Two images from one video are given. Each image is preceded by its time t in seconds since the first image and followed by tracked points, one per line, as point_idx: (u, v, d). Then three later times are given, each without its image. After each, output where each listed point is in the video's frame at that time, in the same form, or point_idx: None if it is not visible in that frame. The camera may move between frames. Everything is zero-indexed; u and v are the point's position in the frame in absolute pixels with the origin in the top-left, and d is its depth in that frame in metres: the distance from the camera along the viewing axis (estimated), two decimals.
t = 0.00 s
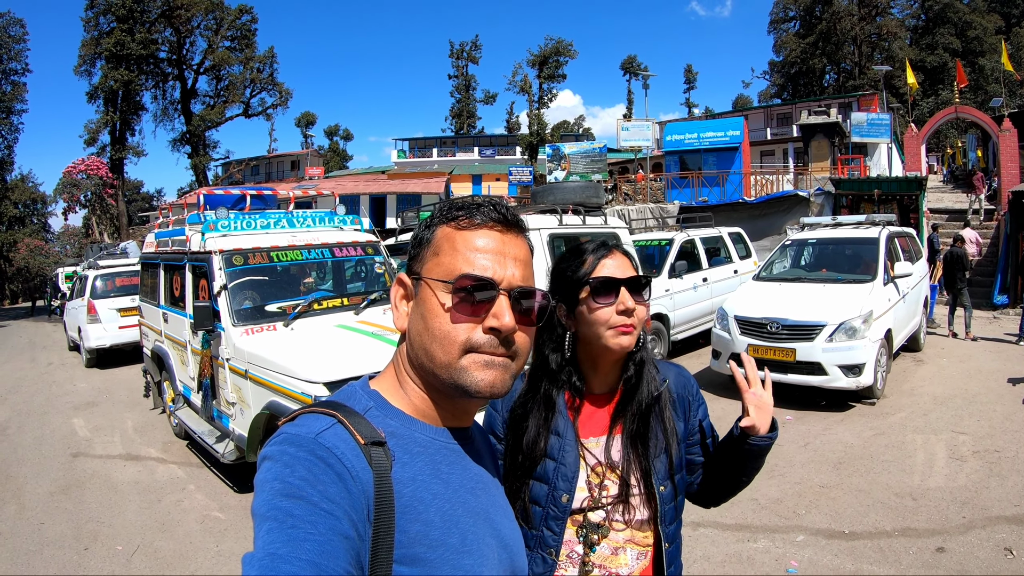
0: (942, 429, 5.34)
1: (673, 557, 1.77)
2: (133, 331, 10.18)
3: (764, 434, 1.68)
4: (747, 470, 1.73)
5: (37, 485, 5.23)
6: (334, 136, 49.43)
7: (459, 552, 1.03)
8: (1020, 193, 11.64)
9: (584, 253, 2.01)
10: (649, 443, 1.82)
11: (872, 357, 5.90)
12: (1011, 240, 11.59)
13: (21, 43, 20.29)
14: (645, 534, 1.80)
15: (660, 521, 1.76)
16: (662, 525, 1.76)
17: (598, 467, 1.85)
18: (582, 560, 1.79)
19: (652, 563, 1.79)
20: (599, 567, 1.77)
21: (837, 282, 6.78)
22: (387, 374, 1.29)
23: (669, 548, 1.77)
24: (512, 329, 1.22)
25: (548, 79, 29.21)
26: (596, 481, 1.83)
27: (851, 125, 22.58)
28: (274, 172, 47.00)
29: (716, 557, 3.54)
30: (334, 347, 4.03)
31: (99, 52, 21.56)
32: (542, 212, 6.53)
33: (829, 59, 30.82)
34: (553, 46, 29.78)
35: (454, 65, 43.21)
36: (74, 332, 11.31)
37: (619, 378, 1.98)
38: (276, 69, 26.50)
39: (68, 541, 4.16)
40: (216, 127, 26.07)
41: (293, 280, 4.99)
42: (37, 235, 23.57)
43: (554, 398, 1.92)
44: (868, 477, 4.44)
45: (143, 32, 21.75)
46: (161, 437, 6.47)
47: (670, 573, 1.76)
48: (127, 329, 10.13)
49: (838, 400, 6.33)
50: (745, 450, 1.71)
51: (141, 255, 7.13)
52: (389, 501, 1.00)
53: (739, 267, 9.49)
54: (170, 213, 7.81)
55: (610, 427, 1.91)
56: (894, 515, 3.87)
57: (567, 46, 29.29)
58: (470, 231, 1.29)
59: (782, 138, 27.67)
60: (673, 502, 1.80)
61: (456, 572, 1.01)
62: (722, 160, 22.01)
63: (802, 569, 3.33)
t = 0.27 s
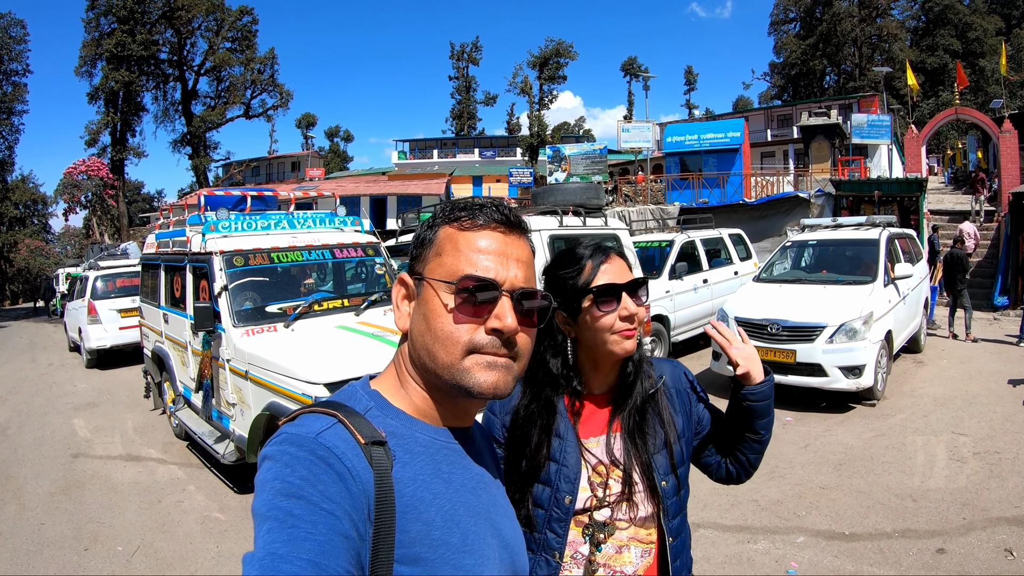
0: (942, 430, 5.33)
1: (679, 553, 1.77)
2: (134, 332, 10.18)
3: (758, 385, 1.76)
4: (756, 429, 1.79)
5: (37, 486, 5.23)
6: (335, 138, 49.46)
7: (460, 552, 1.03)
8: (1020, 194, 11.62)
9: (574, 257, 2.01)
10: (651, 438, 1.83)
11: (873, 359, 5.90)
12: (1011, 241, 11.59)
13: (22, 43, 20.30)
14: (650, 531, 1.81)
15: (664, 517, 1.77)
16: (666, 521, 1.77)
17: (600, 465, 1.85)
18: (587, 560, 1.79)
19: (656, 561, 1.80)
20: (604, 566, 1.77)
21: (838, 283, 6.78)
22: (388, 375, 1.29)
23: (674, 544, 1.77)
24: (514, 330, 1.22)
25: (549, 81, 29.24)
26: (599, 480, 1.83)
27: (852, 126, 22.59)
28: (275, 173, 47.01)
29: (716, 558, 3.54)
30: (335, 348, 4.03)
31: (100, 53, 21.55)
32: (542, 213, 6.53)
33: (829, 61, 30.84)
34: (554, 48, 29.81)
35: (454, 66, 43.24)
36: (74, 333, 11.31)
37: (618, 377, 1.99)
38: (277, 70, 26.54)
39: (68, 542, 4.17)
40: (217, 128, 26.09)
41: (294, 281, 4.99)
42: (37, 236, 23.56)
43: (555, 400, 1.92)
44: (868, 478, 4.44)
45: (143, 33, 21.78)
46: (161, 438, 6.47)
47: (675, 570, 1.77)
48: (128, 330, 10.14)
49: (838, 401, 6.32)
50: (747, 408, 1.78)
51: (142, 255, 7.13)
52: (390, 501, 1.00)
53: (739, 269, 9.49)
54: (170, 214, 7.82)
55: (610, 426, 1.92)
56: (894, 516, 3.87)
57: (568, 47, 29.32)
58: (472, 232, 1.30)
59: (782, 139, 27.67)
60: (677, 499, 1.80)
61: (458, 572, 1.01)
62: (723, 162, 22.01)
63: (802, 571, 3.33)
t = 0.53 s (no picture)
0: (943, 431, 5.33)
1: (681, 553, 1.77)
2: (134, 333, 10.19)
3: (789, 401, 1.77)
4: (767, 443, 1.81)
5: (37, 487, 5.23)
6: (335, 140, 49.51)
7: (460, 551, 1.03)
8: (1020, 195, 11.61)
9: (565, 263, 2.01)
10: (652, 441, 1.84)
11: (873, 360, 5.90)
12: (1011, 242, 11.58)
13: (22, 45, 20.31)
14: (650, 532, 1.80)
15: (664, 518, 1.77)
16: (668, 522, 1.77)
17: (600, 466, 1.85)
18: (589, 561, 1.78)
19: (658, 561, 1.80)
20: (606, 567, 1.76)
21: (838, 285, 6.78)
22: (388, 374, 1.30)
23: (676, 544, 1.77)
24: (515, 330, 1.22)
25: (549, 82, 29.28)
26: (599, 481, 1.83)
27: (852, 128, 22.64)
28: (275, 174, 47.01)
29: (717, 560, 3.54)
30: (335, 350, 4.03)
31: (101, 55, 21.52)
32: (542, 215, 6.54)
33: (829, 62, 30.87)
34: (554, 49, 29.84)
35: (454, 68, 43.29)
36: (74, 334, 11.32)
37: (616, 378, 1.99)
38: (277, 72, 26.57)
39: (68, 543, 4.16)
40: (217, 129, 26.10)
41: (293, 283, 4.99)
42: (37, 237, 23.53)
43: (552, 402, 1.93)
44: (868, 479, 4.44)
45: (144, 35, 21.79)
46: (161, 439, 6.47)
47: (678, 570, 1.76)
48: (128, 331, 10.15)
49: (838, 403, 6.32)
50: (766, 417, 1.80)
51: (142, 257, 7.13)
52: (390, 501, 1.00)
53: (740, 270, 9.49)
54: (171, 215, 7.83)
55: (609, 427, 1.92)
56: (894, 517, 3.87)
57: (568, 49, 29.36)
58: (474, 232, 1.30)
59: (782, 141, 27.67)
60: (678, 499, 1.81)
61: (457, 572, 1.01)
62: (723, 163, 22.02)
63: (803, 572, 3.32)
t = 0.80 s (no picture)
0: (943, 433, 5.33)
1: (678, 556, 1.77)
2: (134, 334, 10.19)
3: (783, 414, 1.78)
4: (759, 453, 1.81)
5: (36, 488, 5.22)
6: (336, 141, 49.55)
7: (460, 553, 1.03)
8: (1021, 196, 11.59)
9: (569, 264, 2.01)
10: (652, 443, 1.83)
11: (873, 362, 5.89)
12: (1012, 243, 11.57)
13: (23, 46, 20.31)
14: (649, 535, 1.80)
15: (663, 521, 1.77)
16: (666, 525, 1.77)
17: (600, 468, 1.85)
18: (587, 562, 1.79)
19: (656, 563, 1.80)
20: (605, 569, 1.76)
21: (837, 286, 6.79)
22: (388, 375, 1.30)
23: (673, 548, 1.78)
24: (515, 330, 1.22)
25: (549, 84, 29.31)
26: (599, 482, 1.83)
27: (852, 129, 22.69)
28: (275, 176, 47.02)
29: (717, 561, 3.53)
30: (334, 351, 4.03)
31: (101, 56, 21.49)
32: (542, 216, 6.55)
33: (829, 64, 30.90)
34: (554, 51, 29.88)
35: (455, 69, 43.34)
36: (74, 335, 11.32)
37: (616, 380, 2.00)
38: (277, 74, 26.58)
39: (67, 544, 4.15)
40: (217, 131, 26.11)
41: (293, 284, 4.99)
42: (37, 238, 23.51)
43: (553, 402, 1.93)
44: (868, 481, 4.43)
45: (145, 36, 21.79)
46: (160, 440, 6.46)
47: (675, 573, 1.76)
48: (128, 332, 10.15)
49: (839, 404, 6.32)
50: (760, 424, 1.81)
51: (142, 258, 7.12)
52: (390, 500, 1.00)
53: (740, 271, 9.49)
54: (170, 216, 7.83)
55: (609, 429, 1.92)
56: (895, 519, 3.86)
57: (568, 51, 29.41)
58: (473, 232, 1.30)
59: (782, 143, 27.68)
60: (677, 502, 1.81)
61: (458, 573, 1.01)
62: (723, 165, 22.03)
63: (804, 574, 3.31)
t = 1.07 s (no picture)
0: (943, 435, 5.32)
1: (676, 560, 1.77)
2: (134, 335, 10.19)
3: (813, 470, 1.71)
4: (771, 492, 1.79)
5: (36, 488, 5.22)
6: (336, 143, 49.57)
7: (458, 555, 1.03)
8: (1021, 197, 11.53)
9: (572, 265, 2.01)
10: (652, 446, 1.83)
11: (873, 363, 5.89)
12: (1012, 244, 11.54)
13: (24, 46, 20.34)
14: (647, 537, 1.80)
15: (662, 524, 1.76)
16: (664, 528, 1.76)
17: (598, 470, 1.85)
18: (585, 564, 1.78)
19: (653, 566, 1.79)
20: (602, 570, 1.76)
21: (838, 288, 6.79)
22: (387, 377, 1.29)
23: (671, 551, 1.77)
24: (513, 332, 1.22)
25: (550, 85, 29.33)
26: (597, 484, 1.83)
27: (852, 131, 22.72)
28: (275, 177, 47.05)
29: (717, 563, 3.53)
30: (334, 352, 4.03)
31: (102, 57, 21.49)
32: (542, 217, 6.55)
33: (830, 65, 30.90)
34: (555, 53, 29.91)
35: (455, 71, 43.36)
36: (74, 336, 11.33)
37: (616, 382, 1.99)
38: (278, 75, 26.61)
39: (67, 545, 4.15)
40: (218, 132, 26.13)
41: (294, 285, 4.99)
42: (37, 239, 23.51)
43: (552, 402, 1.92)
44: (868, 483, 4.43)
45: (146, 37, 21.80)
46: (160, 441, 6.46)
47: None
48: (129, 333, 10.16)
49: (839, 406, 6.32)
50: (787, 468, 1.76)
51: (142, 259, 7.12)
52: (388, 502, 0.99)
53: (740, 273, 9.49)
54: (171, 217, 7.84)
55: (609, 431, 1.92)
56: (895, 520, 3.85)
57: (569, 53, 29.44)
58: (471, 234, 1.30)
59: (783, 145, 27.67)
60: (674, 505, 1.81)
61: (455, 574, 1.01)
62: (724, 166, 22.03)
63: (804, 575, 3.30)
